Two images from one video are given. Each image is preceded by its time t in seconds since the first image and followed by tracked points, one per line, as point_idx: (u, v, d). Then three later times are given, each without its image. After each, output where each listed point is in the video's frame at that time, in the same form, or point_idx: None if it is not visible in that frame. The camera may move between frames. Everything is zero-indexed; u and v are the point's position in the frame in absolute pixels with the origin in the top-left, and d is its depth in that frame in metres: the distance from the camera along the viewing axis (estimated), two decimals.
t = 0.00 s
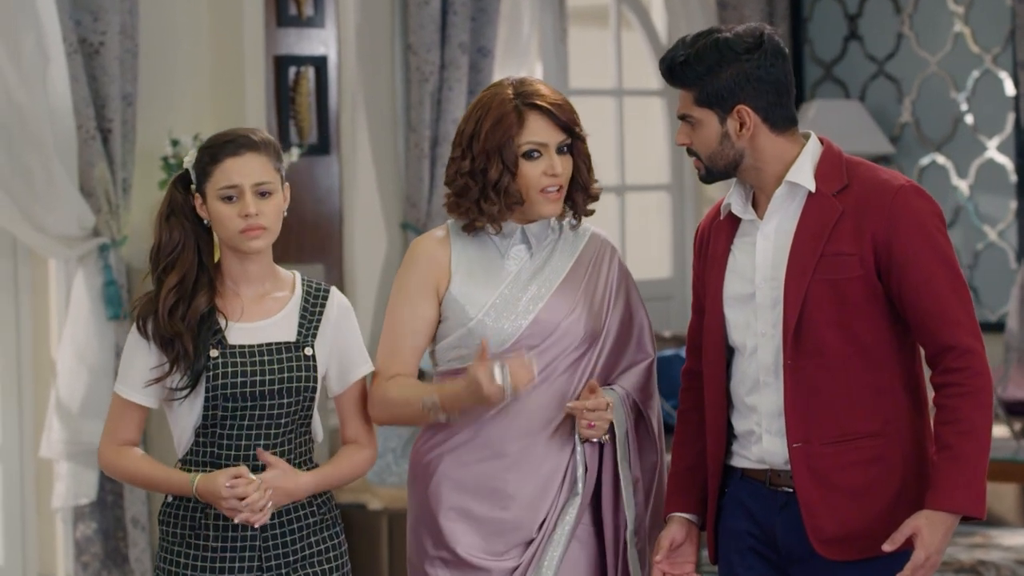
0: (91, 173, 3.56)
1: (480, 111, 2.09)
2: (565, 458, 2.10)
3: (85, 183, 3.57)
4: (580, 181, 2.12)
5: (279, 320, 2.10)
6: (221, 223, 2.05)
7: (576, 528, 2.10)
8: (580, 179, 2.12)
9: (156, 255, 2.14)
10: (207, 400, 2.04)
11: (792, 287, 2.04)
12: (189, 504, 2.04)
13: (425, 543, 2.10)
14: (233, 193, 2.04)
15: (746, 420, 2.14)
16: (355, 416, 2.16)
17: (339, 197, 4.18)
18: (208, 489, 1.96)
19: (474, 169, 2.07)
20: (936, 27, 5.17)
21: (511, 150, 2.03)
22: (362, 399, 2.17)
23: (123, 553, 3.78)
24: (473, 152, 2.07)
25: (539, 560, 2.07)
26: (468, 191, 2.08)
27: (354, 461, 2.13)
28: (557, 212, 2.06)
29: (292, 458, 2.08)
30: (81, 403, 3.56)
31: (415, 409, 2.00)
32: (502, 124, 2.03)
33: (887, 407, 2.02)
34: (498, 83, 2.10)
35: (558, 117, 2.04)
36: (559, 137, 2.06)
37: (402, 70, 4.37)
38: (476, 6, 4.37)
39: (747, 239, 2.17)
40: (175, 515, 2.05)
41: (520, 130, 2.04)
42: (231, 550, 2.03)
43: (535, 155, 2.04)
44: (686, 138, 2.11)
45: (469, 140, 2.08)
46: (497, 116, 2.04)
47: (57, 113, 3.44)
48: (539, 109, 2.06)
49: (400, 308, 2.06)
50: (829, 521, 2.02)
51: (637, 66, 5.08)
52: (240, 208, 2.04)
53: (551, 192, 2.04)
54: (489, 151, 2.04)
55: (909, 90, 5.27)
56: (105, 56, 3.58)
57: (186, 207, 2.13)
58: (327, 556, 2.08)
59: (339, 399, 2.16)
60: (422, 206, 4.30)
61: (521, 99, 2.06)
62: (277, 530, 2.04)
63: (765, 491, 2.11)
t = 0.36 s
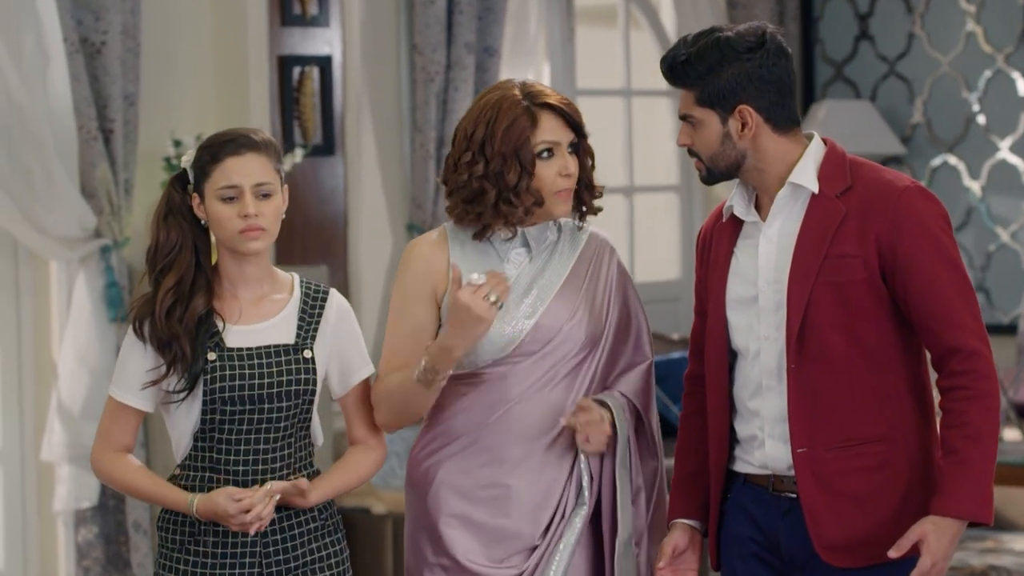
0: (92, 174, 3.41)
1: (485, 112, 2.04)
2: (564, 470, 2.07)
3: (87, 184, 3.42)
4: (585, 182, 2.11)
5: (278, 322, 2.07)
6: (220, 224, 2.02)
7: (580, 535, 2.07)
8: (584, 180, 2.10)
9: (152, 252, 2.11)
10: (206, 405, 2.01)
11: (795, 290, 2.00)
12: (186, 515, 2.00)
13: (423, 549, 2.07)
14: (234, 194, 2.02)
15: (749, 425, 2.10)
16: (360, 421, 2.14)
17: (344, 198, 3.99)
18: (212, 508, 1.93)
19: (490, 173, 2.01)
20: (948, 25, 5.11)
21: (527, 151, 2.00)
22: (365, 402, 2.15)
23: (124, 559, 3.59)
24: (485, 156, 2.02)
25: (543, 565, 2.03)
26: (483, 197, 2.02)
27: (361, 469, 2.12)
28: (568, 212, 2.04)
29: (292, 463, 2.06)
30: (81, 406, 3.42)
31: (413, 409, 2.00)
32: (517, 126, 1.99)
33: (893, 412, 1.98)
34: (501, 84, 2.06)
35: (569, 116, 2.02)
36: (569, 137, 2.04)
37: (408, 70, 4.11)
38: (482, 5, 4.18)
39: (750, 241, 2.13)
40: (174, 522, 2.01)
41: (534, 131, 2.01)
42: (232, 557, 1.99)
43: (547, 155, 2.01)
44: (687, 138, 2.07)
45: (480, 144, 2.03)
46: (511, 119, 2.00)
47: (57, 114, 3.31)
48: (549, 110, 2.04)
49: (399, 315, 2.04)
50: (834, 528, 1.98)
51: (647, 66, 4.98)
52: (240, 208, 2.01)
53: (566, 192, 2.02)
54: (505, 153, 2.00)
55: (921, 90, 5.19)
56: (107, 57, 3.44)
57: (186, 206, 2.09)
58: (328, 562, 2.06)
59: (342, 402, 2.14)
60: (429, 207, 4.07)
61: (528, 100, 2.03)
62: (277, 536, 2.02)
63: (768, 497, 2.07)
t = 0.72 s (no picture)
0: (93, 176, 3.23)
1: (483, 105, 2.01)
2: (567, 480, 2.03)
3: (87, 186, 3.23)
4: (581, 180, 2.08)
5: (274, 326, 2.03)
6: (221, 225, 1.97)
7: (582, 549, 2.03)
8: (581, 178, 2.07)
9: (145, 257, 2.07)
10: (203, 411, 1.97)
11: (797, 293, 1.97)
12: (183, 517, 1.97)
13: (426, 557, 2.04)
14: (237, 194, 1.97)
15: (751, 431, 2.07)
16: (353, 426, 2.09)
17: (348, 201, 3.93)
18: (208, 500, 1.90)
19: (485, 166, 1.98)
20: (958, 25, 5.06)
21: (525, 145, 1.97)
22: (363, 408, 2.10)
23: (127, 564, 3.42)
24: (482, 149, 1.99)
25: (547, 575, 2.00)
26: (480, 189, 1.99)
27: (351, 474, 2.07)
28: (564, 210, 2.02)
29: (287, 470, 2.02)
30: (83, 411, 3.23)
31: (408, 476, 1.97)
32: (516, 120, 1.97)
33: (896, 418, 1.95)
34: (500, 78, 2.03)
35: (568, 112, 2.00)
36: (567, 134, 2.02)
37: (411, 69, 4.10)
38: (487, 6, 4.15)
39: (752, 244, 2.09)
40: (170, 530, 1.98)
41: (533, 126, 1.98)
42: (229, 564, 1.96)
43: (545, 151, 1.99)
44: (687, 140, 2.04)
45: (478, 137, 2.00)
46: (510, 112, 1.97)
47: (56, 114, 3.11)
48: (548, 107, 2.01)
49: (394, 324, 1.99)
50: (836, 535, 1.95)
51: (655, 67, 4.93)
52: (245, 209, 1.96)
53: (561, 189, 1.99)
54: (502, 146, 1.97)
55: (931, 91, 5.14)
56: (109, 57, 3.25)
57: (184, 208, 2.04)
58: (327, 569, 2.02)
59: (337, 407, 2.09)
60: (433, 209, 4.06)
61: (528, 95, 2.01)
62: (275, 543, 1.98)
63: (770, 504, 2.04)
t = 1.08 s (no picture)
0: (96, 178, 3.19)
1: (475, 105, 1.99)
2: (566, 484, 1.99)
3: (88, 189, 3.20)
4: (574, 182, 2.05)
5: (271, 329, 1.96)
6: (248, 220, 1.91)
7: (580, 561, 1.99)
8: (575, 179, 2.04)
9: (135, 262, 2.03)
10: (198, 417, 1.90)
11: (799, 297, 1.94)
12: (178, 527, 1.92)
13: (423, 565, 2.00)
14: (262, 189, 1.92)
15: (753, 436, 2.03)
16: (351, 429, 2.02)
17: (353, 203, 3.87)
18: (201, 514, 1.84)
19: (475, 163, 1.95)
20: (969, 25, 4.95)
21: (515, 143, 1.94)
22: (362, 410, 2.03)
23: (130, 570, 3.42)
24: (474, 146, 1.96)
25: None
26: (470, 188, 1.96)
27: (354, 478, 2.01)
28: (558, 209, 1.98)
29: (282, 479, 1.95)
30: (85, 415, 3.18)
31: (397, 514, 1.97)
32: (507, 117, 1.94)
33: (901, 423, 1.91)
34: (493, 78, 2.00)
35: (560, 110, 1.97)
36: (560, 133, 1.99)
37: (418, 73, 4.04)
38: (494, 6, 4.10)
39: (754, 247, 2.06)
40: (165, 537, 1.93)
41: (525, 124, 1.95)
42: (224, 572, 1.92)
43: (536, 150, 1.96)
44: (695, 142, 2.00)
45: (469, 136, 1.97)
46: (501, 110, 1.95)
47: (56, 114, 3.08)
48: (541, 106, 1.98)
49: (386, 332, 1.97)
50: (839, 542, 1.91)
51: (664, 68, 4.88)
52: (268, 205, 1.92)
53: (555, 188, 1.96)
54: (491, 144, 1.94)
55: (943, 92, 5.04)
56: (111, 59, 3.23)
57: (186, 208, 1.96)
58: None
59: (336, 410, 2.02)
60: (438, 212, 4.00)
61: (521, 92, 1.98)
62: (271, 550, 1.93)
63: (773, 510, 2.00)
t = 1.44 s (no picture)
0: (96, 180, 3.15)
1: (464, 104, 1.97)
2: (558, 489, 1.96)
3: (89, 191, 3.16)
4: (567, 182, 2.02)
5: (269, 330, 1.86)
6: (246, 220, 1.82)
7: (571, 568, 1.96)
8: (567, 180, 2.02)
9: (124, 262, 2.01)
10: (195, 422, 1.79)
11: (800, 299, 1.90)
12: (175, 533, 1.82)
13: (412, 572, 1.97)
14: (258, 189, 1.83)
15: (755, 441, 1.99)
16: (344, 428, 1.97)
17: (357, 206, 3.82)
18: (196, 521, 1.76)
19: (462, 163, 1.93)
20: (981, 26, 4.89)
21: (503, 143, 1.92)
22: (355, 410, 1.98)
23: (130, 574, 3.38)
24: (461, 146, 1.95)
25: None
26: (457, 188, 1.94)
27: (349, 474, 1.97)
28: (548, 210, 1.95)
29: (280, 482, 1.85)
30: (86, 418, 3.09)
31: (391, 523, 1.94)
32: (494, 115, 1.92)
33: (904, 427, 1.88)
34: (484, 77, 1.98)
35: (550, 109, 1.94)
36: (550, 132, 1.96)
37: (423, 74, 3.97)
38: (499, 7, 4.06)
39: (754, 250, 2.03)
40: (160, 543, 1.83)
41: (513, 122, 1.93)
42: None
43: (525, 150, 1.93)
44: (710, 142, 1.92)
45: (456, 135, 1.95)
46: (488, 108, 1.92)
47: (56, 115, 3.06)
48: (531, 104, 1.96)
49: (375, 333, 1.95)
50: (842, 548, 1.88)
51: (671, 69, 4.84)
52: (266, 204, 1.84)
53: (544, 188, 1.93)
54: (478, 143, 1.92)
55: (953, 93, 4.98)
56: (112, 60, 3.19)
57: (182, 212, 1.85)
58: None
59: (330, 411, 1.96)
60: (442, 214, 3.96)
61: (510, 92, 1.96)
62: (267, 556, 1.83)
63: (775, 517, 1.96)
